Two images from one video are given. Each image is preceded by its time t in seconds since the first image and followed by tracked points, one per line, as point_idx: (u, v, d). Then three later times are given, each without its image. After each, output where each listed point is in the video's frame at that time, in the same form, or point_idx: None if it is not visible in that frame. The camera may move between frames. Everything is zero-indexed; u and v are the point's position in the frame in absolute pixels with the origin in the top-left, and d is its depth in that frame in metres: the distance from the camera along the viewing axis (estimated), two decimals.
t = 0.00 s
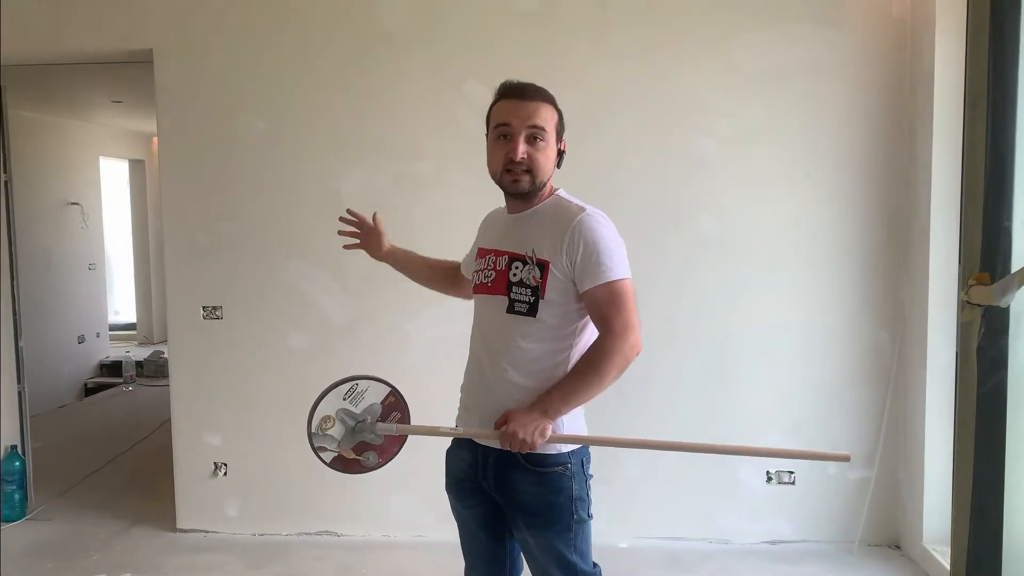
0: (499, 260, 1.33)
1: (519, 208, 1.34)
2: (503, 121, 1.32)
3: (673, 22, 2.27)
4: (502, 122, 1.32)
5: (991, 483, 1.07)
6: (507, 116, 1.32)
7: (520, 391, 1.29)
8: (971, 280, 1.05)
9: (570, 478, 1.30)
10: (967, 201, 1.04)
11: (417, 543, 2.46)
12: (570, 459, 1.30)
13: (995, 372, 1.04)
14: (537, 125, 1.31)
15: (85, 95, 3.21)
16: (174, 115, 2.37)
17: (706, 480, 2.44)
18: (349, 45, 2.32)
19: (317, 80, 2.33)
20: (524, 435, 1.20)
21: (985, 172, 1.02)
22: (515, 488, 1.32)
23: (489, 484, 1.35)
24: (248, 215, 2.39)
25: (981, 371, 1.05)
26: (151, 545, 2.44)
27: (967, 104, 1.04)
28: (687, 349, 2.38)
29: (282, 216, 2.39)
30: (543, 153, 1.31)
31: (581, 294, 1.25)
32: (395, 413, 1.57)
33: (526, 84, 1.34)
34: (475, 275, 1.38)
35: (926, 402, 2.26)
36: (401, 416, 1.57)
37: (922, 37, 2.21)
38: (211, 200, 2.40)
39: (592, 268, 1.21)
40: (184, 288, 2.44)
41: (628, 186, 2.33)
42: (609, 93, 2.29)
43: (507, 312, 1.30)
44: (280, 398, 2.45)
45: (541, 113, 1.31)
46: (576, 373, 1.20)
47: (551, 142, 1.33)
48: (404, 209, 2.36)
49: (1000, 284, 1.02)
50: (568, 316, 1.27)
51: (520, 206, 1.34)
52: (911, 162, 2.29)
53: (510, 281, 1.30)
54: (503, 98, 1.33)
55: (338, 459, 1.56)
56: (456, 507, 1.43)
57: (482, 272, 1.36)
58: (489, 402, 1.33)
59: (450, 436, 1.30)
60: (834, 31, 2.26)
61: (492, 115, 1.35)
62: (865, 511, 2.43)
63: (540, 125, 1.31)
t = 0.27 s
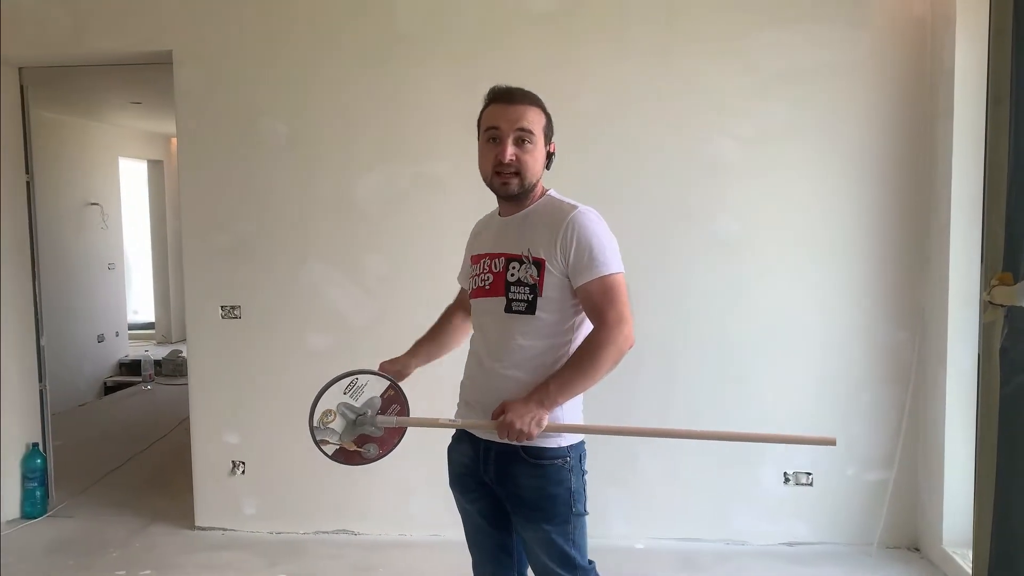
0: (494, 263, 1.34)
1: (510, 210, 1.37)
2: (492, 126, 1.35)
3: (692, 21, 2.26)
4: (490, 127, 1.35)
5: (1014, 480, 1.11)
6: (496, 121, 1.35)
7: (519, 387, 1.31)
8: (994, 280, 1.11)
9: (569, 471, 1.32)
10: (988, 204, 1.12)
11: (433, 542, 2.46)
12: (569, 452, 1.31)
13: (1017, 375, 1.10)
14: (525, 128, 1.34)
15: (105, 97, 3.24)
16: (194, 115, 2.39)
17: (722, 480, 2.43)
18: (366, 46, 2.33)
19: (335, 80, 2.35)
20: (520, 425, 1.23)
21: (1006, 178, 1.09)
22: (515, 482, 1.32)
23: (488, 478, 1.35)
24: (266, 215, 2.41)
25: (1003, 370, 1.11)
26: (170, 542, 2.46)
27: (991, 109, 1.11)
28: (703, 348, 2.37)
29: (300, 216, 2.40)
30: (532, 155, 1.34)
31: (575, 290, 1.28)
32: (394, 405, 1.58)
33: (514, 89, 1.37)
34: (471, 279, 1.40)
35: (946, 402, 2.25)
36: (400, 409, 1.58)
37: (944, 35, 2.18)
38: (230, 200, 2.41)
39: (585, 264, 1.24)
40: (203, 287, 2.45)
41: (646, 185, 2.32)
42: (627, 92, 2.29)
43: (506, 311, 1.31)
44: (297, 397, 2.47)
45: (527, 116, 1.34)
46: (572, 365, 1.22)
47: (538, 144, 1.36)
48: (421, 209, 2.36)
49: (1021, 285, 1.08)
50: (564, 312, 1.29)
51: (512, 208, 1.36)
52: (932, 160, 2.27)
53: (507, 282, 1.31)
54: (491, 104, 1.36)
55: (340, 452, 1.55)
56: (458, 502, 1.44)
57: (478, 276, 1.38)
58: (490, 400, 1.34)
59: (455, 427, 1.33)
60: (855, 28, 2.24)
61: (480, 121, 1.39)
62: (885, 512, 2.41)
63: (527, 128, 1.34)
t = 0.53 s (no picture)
0: (489, 266, 1.34)
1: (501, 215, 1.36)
2: (468, 138, 1.34)
3: (697, 22, 2.26)
4: (467, 137, 1.34)
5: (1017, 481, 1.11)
6: (471, 133, 1.33)
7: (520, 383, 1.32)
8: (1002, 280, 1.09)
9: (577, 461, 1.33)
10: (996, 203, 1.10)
11: (438, 542, 2.46)
12: (578, 442, 1.32)
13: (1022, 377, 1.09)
14: (501, 134, 1.33)
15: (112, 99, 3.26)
16: (200, 116, 2.40)
17: (728, 482, 2.42)
18: (372, 48, 2.33)
19: (341, 82, 2.35)
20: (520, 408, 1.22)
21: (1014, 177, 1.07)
22: (523, 474, 1.32)
23: (496, 472, 1.35)
24: (272, 215, 2.41)
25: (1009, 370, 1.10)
26: (177, 542, 2.47)
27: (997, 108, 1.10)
28: (709, 349, 2.37)
29: (306, 217, 2.40)
30: (513, 158, 1.34)
31: (571, 284, 1.29)
32: (396, 387, 1.64)
33: (480, 97, 1.36)
34: (464, 285, 1.39)
35: (953, 405, 2.24)
36: (402, 391, 1.63)
37: (950, 35, 2.18)
38: (236, 201, 2.42)
39: (579, 258, 1.26)
40: (209, 288, 2.46)
41: (651, 186, 2.32)
42: (632, 93, 2.29)
43: (508, 311, 1.31)
44: (302, 398, 2.47)
45: (503, 122, 1.33)
46: (574, 354, 1.23)
47: (517, 147, 1.36)
48: (426, 210, 2.37)
49: None
50: (561, 307, 1.30)
51: (500, 212, 1.36)
52: (938, 161, 2.27)
53: (506, 282, 1.31)
54: (463, 114, 1.35)
55: (343, 429, 1.58)
56: (462, 498, 1.43)
57: (472, 280, 1.37)
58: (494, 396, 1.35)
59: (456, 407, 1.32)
60: (860, 30, 2.24)
61: (455, 131, 1.37)
62: (890, 514, 2.40)
63: (504, 134, 1.34)
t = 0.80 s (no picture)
0: (492, 268, 1.33)
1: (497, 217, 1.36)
2: (470, 137, 1.35)
3: (701, 24, 2.26)
4: (468, 138, 1.35)
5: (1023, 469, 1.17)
6: (474, 132, 1.34)
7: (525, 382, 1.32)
8: (1010, 279, 1.16)
9: (594, 454, 1.35)
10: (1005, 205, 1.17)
11: (444, 546, 2.46)
12: (594, 435, 1.35)
13: None
14: (503, 136, 1.34)
15: (117, 103, 3.27)
16: (205, 120, 2.41)
17: (734, 484, 2.42)
18: (376, 51, 2.33)
19: (344, 85, 2.35)
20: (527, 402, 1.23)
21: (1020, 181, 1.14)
22: (546, 472, 1.32)
23: (517, 473, 1.34)
24: (276, 218, 2.42)
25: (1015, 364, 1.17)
26: (183, 546, 2.47)
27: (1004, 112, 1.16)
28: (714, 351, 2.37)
29: (310, 220, 2.41)
30: (512, 161, 1.35)
31: (573, 282, 1.31)
32: (410, 378, 1.59)
33: (484, 99, 1.37)
34: (465, 289, 1.38)
35: (960, 407, 2.22)
36: (415, 382, 1.59)
37: (954, 36, 2.18)
38: (241, 204, 2.42)
39: (580, 256, 1.28)
40: (214, 292, 2.47)
41: (656, 188, 2.32)
42: (636, 95, 2.29)
43: (515, 311, 1.31)
44: (308, 401, 2.47)
45: (504, 124, 1.34)
46: (576, 348, 1.25)
47: (517, 150, 1.37)
48: (430, 212, 2.37)
49: None
50: (564, 305, 1.32)
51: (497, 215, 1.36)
52: (944, 162, 2.26)
53: (512, 283, 1.31)
54: (464, 116, 1.36)
55: (353, 416, 1.62)
56: (478, 505, 1.40)
57: (474, 283, 1.36)
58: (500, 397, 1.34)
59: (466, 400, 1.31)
60: (864, 30, 2.24)
61: (456, 134, 1.38)
62: (898, 517, 2.40)
63: (505, 136, 1.35)
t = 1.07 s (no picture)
0: (508, 263, 1.33)
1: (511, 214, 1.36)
2: (491, 131, 1.33)
3: (705, 22, 2.25)
4: (490, 131, 1.33)
5: None
6: (495, 126, 1.33)
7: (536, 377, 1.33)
8: (1015, 279, 1.16)
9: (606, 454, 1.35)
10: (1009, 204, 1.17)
11: (446, 543, 2.46)
12: (607, 435, 1.35)
13: None
14: (523, 132, 1.33)
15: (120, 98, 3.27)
16: (209, 117, 2.41)
17: (736, 483, 2.42)
18: (379, 47, 2.33)
19: (348, 82, 2.35)
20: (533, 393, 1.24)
21: None
22: (556, 470, 1.32)
23: (527, 469, 1.34)
24: (279, 215, 2.42)
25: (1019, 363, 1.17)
26: (185, 541, 2.48)
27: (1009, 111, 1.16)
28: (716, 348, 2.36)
29: (313, 217, 2.41)
30: (532, 157, 1.34)
31: (588, 278, 1.31)
32: (419, 364, 1.58)
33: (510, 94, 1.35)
34: (480, 284, 1.38)
35: (963, 407, 2.22)
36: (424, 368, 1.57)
37: (959, 34, 2.17)
38: (244, 201, 2.42)
39: (594, 251, 1.28)
40: (217, 289, 2.47)
41: (659, 186, 2.31)
42: (639, 93, 2.28)
43: (529, 307, 1.31)
44: (311, 397, 2.48)
45: (526, 121, 1.33)
46: (585, 342, 1.26)
47: (537, 147, 1.35)
48: (434, 210, 2.37)
49: None
50: (577, 301, 1.31)
51: (513, 209, 1.36)
52: (948, 161, 2.25)
53: (527, 278, 1.31)
54: (488, 109, 1.34)
55: (361, 399, 1.61)
56: (486, 499, 1.40)
57: (489, 278, 1.36)
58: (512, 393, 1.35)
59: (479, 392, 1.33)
60: (869, 28, 2.23)
61: (478, 126, 1.36)
62: (900, 517, 2.39)
63: (526, 132, 1.33)
